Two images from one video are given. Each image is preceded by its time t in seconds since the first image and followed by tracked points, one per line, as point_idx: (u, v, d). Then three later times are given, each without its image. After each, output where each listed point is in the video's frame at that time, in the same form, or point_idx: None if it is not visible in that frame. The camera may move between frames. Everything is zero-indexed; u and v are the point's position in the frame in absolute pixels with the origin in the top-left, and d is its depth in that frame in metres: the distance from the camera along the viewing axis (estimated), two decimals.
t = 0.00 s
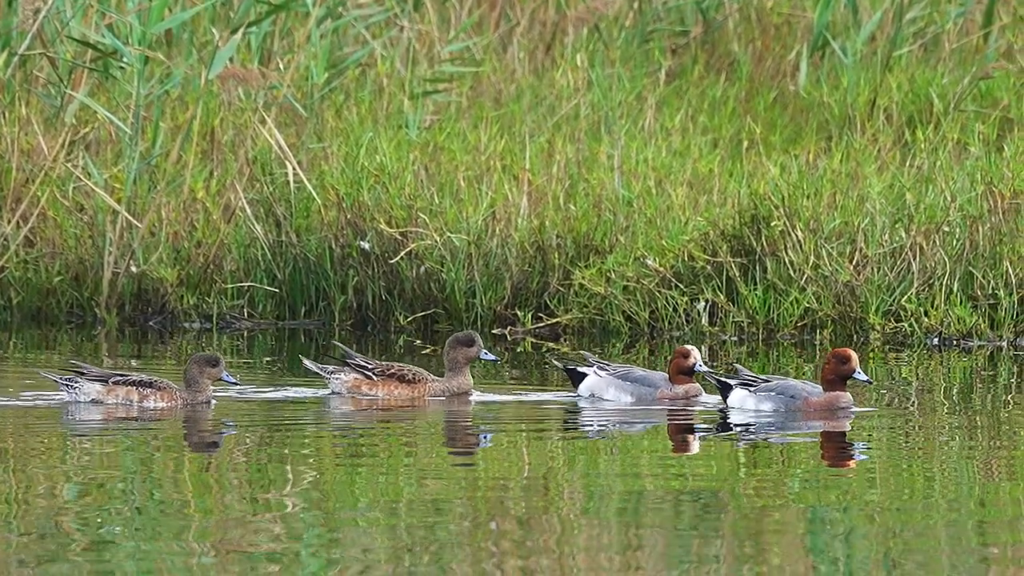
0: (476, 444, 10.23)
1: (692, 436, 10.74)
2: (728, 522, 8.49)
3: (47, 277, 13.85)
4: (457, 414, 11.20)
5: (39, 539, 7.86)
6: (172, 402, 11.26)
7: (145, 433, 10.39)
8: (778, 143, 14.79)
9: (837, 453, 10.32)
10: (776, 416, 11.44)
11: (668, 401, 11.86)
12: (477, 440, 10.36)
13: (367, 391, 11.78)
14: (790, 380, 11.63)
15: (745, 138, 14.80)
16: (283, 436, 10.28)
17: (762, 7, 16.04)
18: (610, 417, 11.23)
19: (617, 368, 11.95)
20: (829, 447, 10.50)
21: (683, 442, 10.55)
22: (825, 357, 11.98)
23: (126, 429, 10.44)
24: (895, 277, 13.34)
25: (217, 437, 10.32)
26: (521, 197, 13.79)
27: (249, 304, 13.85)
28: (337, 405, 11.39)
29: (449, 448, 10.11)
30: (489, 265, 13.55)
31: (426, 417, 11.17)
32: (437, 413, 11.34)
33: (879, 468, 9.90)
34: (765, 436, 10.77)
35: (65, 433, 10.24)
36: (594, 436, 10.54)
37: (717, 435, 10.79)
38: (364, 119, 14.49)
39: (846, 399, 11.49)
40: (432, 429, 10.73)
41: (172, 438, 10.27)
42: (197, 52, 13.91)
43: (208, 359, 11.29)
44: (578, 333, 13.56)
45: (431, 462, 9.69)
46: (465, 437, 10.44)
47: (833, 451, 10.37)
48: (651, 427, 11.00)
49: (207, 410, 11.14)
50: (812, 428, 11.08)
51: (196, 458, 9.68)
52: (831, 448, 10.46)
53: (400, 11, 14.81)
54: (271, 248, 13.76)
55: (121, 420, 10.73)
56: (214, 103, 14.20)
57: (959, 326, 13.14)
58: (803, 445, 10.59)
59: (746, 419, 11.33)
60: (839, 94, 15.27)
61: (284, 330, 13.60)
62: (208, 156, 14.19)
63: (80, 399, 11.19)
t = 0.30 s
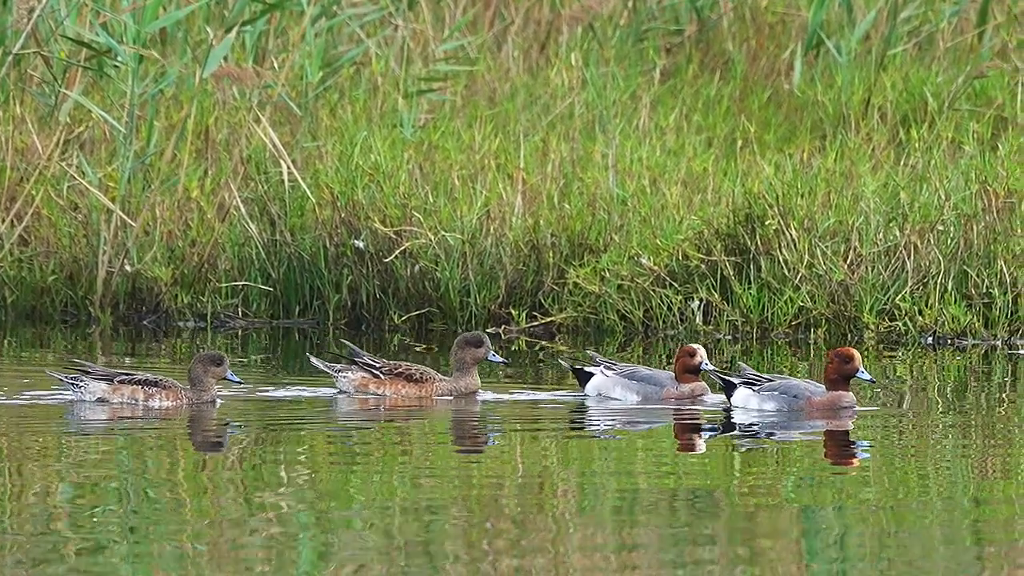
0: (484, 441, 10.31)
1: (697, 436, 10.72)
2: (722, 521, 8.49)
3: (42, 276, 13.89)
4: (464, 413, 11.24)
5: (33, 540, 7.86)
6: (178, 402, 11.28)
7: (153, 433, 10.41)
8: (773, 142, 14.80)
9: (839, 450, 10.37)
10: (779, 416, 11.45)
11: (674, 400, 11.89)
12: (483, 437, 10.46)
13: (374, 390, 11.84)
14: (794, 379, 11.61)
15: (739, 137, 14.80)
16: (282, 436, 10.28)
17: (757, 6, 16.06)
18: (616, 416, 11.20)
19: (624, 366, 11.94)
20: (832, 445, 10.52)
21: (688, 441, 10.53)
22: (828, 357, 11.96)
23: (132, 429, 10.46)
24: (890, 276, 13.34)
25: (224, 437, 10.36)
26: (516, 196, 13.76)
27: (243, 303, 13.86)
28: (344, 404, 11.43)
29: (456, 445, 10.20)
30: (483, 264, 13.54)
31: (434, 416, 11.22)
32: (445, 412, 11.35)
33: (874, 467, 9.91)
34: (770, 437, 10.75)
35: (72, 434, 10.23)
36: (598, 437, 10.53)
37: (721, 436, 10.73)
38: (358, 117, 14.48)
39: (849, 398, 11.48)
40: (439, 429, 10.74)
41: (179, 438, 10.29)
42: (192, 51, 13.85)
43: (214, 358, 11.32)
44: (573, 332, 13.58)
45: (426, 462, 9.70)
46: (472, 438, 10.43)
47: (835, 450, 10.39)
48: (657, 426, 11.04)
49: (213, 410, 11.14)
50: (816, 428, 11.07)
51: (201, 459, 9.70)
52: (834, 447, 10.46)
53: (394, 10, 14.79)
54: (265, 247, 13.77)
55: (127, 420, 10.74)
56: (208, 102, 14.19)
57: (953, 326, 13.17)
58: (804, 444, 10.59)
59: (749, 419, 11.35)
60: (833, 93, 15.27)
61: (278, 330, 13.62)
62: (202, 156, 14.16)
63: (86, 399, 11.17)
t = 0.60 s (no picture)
0: (492, 447, 10.33)
1: (702, 442, 10.71)
2: (717, 527, 8.50)
3: (36, 282, 13.86)
4: (471, 419, 11.24)
5: (27, 547, 7.85)
6: (183, 408, 11.27)
7: (155, 438, 10.44)
8: (767, 147, 14.80)
9: (845, 455, 10.39)
10: (782, 422, 11.43)
11: (680, 405, 11.91)
12: (492, 443, 10.47)
13: (382, 396, 11.82)
14: (797, 385, 11.60)
15: (734, 142, 14.79)
16: (281, 445, 10.25)
17: (751, 12, 16.05)
18: (623, 422, 11.24)
19: (630, 372, 11.95)
20: (836, 451, 10.52)
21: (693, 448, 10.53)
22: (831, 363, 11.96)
23: (136, 435, 10.50)
24: (884, 281, 13.33)
25: (228, 443, 10.37)
26: (510, 201, 13.80)
27: (238, 309, 13.83)
28: (351, 410, 11.42)
29: (464, 452, 10.20)
30: (478, 269, 13.55)
31: (441, 422, 11.22)
32: (451, 418, 11.37)
33: (868, 473, 9.89)
34: (773, 445, 10.69)
35: (75, 439, 10.29)
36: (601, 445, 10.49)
37: (725, 443, 10.72)
38: (352, 123, 14.48)
39: (852, 404, 11.44)
40: (447, 436, 10.74)
41: (180, 444, 10.26)
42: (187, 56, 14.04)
43: (219, 364, 11.29)
44: (567, 338, 13.52)
45: (420, 468, 9.70)
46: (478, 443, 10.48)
47: (838, 456, 10.39)
48: (664, 433, 11.00)
49: (217, 416, 11.14)
50: (818, 434, 11.05)
51: (195, 463, 9.78)
52: (841, 452, 10.46)
53: (389, 15, 14.78)
54: (259, 253, 13.73)
55: (131, 426, 10.77)
56: (203, 107, 14.26)
57: (948, 331, 13.18)
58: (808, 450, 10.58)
59: (753, 425, 11.33)
60: (828, 98, 15.27)
61: (273, 335, 13.57)
62: (197, 161, 14.21)
63: (91, 403, 11.25)
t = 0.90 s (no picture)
0: (502, 449, 10.35)
1: (711, 443, 10.76)
2: (714, 528, 8.50)
3: (33, 283, 13.86)
4: (481, 421, 11.27)
5: (24, 550, 7.83)
6: (189, 408, 11.34)
7: (162, 441, 10.44)
8: (764, 149, 14.80)
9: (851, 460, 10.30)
10: (786, 424, 11.42)
11: (687, 408, 11.87)
12: (502, 445, 10.48)
13: (391, 398, 11.83)
14: (802, 387, 11.58)
15: (731, 144, 14.79)
16: (284, 446, 10.28)
17: (748, 13, 16.05)
18: (631, 424, 11.24)
19: (637, 374, 11.97)
20: (842, 454, 10.46)
21: (701, 449, 10.58)
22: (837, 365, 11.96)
23: (144, 437, 10.53)
24: (881, 283, 13.34)
25: (236, 446, 10.36)
26: (507, 203, 13.80)
27: (235, 310, 13.81)
28: (360, 412, 11.43)
29: (475, 453, 10.24)
30: (475, 271, 13.53)
31: (450, 424, 11.25)
32: (460, 419, 11.39)
33: (865, 475, 9.88)
34: (778, 445, 10.72)
35: (82, 441, 10.30)
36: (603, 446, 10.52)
37: (732, 443, 10.76)
38: (350, 124, 14.48)
39: (857, 406, 11.47)
40: (457, 438, 10.74)
41: (187, 446, 10.32)
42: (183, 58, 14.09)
43: (226, 367, 11.33)
44: (564, 339, 13.54)
45: (416, 469, 9.74)
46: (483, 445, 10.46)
47: (843, 457, 10.39)
48: (673, 434, 11.01)
49: (224, 417, 11.19)
50: (824, 436, 11.05)
51: (195, 464, 9.79)
52: (847, 457, 10.36)
53: (386, 17, 14.78)
54: (256, 254, 13.74)
55: (139, 428, 10.79)
56: (200, 109, 14.31)
57: (944, 333, 13.16)
58: (814, 450, 10.63)
59: (758, 427, 11.34)
60: (825, 100, 15.27)
61: (270, 336, 13.55)
62: (194, 162, 14.22)
63: (98, 405, 11.25)
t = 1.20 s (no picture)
0: (511, 443, 10.38)
1: (720, 437, 10.79)
2: (710, 523, 8.50)
3: (29, 277, 13.89)
4: (490, 415, 11.26)
5: (20, 547, 7.80)
6: (196, 403, 11.40)
7: (166, 434, 10.51)
8: (760, 143, 14.79)
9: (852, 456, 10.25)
10: (791, 418, 11.42)
11: (695, 402, 11.89)
12: (511, 439, 10.48)
13: (399, 392, 11.84)
14: (807, 381, 11.59)
15: (728, 137, 14.78)
16: (289, 441, 10.30)
17: (744, 7, 16.03)
18: (640, 418, 11.26)
19: (645, 368, 11.99)
20: (846, 449, 10.45)
21: (711, 442, 10.61)
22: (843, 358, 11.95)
23: (155, 430, 10.59)
24: (877, 277, 13.38)
25: (243, 439, 10.41)
26: (503, 197, 13.77)
27: (230, 304, 13.83)
28: (370, 406, 11.44)
29: (484, 446, 10.31)
30: (471, 265, 13.56)
31: (460, 418, 11.23)
32: (469, 413, 11.41)
33: (861, 470, 9.86)
34: (784, 439, 10.74)
35: (89, 435, 10.36)
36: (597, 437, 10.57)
37: (739, 437, 10.80)
38: (346, 118, 14.45)
39: (862, 401, 11.45)
40: (468, 433, 10.73)
41: (193, 440, 10.36)
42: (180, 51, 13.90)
43: (234, 363, 11.37)
44: (560, 334, 13.56)
45: (412, 462, 9.78)
46: (483, 441, 10.45)
47: (847, 449, 10.45)
48: (681, 428, 11.02)
49: (231, 411, 11.26)
50: (830, 431, 11.01)
51: (190, 458, 9.81)
52: (849, 452, 10.34)
53: (382, 10, 14.75)
54: (252, 248, 13.75)
55: (148, 421, 10.85)
56: (196, 103, 14.20)
57: (940, 326, 13.18)
58: (822, 443, 10.66)
59: (763, 421, 11.33)
60: (821, 94, 15.26)
61: (265, 331, 13.58)
62: (190, 156, 14.15)
63: (105, 398, 11.31)
